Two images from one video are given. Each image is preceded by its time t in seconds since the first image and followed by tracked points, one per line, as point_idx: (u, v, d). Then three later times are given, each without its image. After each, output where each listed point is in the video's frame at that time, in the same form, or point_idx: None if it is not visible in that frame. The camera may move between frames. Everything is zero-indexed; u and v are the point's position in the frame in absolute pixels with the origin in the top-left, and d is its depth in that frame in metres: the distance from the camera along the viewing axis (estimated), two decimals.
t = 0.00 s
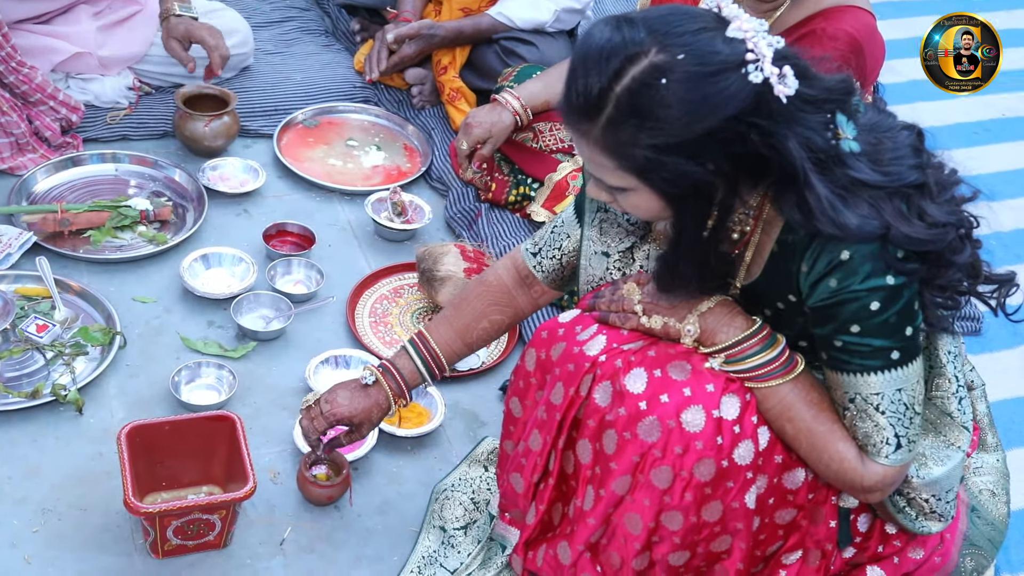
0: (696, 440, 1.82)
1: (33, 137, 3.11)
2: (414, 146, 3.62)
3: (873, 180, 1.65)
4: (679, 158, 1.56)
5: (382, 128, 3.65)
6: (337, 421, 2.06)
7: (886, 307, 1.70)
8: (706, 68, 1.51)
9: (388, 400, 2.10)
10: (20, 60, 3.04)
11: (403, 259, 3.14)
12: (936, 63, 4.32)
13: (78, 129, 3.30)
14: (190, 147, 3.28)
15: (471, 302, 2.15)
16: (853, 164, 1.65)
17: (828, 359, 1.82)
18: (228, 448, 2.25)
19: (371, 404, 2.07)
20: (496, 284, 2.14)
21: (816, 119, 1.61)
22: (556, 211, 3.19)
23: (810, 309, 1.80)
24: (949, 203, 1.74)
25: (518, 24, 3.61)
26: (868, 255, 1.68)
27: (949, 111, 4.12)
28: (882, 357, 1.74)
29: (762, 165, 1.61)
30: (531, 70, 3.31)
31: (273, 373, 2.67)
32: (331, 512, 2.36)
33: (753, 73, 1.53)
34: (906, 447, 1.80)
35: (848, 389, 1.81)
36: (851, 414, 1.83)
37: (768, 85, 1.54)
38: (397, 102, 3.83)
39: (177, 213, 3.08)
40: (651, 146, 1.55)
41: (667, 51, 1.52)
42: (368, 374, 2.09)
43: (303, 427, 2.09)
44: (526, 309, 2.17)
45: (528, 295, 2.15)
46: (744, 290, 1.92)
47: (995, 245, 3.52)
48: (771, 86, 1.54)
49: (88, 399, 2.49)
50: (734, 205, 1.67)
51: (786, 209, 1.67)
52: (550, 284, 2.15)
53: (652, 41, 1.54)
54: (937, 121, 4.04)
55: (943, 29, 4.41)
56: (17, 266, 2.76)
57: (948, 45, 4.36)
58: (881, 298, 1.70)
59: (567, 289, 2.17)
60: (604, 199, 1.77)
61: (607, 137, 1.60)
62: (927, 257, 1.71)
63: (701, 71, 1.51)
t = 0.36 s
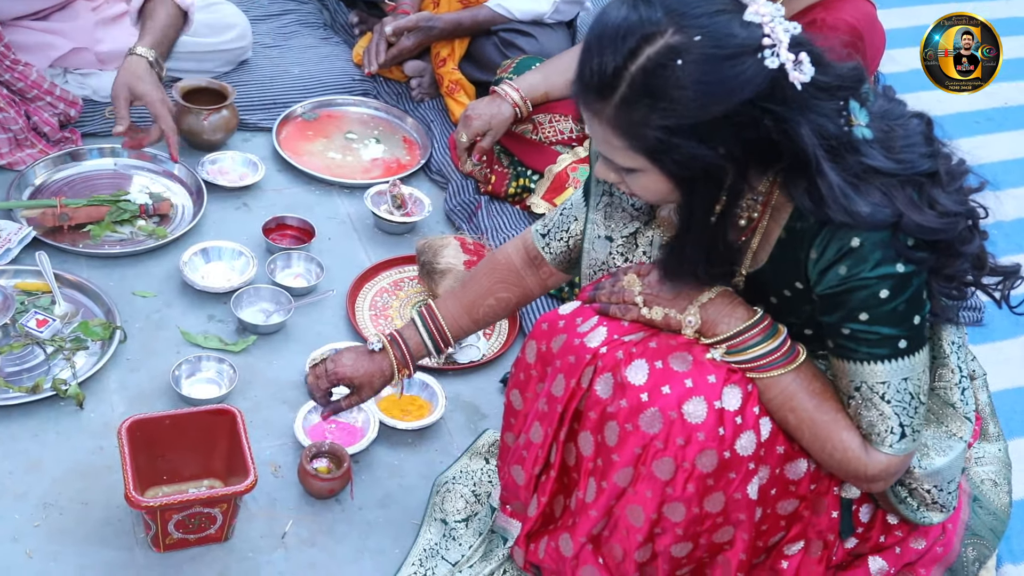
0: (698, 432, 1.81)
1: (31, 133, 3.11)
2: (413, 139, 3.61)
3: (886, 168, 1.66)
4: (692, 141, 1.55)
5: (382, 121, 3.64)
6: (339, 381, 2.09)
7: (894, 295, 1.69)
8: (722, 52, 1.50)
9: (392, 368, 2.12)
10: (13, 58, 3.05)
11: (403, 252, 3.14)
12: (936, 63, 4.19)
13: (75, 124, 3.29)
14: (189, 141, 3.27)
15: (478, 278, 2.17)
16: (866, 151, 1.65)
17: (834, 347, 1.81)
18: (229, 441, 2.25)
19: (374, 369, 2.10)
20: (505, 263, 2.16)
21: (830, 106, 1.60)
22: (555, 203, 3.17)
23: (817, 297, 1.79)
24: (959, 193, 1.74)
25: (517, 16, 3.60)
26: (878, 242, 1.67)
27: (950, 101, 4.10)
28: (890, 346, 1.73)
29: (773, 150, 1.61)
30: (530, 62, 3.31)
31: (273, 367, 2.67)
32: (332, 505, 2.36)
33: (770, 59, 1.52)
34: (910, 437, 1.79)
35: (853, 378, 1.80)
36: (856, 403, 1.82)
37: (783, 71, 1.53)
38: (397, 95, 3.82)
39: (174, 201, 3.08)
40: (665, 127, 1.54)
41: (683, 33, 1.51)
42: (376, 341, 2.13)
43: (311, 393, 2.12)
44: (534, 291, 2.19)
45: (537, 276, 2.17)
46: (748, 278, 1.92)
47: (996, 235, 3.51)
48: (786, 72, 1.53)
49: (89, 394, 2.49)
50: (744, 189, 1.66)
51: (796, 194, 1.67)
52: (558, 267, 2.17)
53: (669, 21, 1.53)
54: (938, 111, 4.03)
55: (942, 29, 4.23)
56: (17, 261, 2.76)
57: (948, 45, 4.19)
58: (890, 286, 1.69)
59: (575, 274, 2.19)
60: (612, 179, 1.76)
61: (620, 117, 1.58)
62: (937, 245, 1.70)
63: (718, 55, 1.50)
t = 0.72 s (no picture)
0: (699, 423, 1.80)
1: (27, 130, 3.09)
2: (412, 131, 3.60)
3: (910, 153, 1.67)
4: (717, 106, 1.54)
5: (381, 112, 3.62)
6: (360, 335, 2.23)
7: (910, 282, 1.68)
8: (757, 19, 1.49)
9: (410, 328, 2.24)
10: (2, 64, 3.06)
11: (402, 244, 3.13)
12: (936, 64, 4.14)
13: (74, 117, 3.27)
14: (187, 133, 3.25)
15: (499, 248, 2.21)
16: (892, 136, 1.67)
17: (845, 332, 1.79)
18: (227, 434, 2.24)
19: (394, 327, 2.22)
20: (524, 236, 2.19)
21: (858, 89, 1.60)
22: (555, 196, 3.17)
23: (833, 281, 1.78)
24: (978, 184, 1.73)
25: (517, 7, 3.57)
26: (898, 227, 1.66)
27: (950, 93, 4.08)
28: (901, 333, 1.71)
29: (798, 127, 1.59)
30: (530, 54, 3.29)
31: (272, 359, 2.66)
32: (331, 498, 2.35)
33: (804, 31, 1.50)
34: (915, 426, 1.77)
35: (862, 364, 1.77)
36: (863, 389, 1.79)
37: (815, 45, 1.52)
38: (396, 88, 3.80)
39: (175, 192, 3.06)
40: (692, 89, 1.53)
41: None
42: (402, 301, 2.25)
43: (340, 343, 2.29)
44: (551, 267, 2.22)
45: (554, 252, 2.20)
46: (760, 262, 1.90)
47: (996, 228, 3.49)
48: (818, 47, 1.52)
49: (87, 386, 2.48)
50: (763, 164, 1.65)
51: (817, 175, 1.66)
52: (576, 245, 2.19)
53: None
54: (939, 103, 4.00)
55: (943, 30, 4.23)
56: (15, 253, 2.75)
57: (948, 46, 4.16)
58: (907, 272, 1.68)
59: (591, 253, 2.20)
60: (632, 144, 1.76)
61: (647, 76, 1.58)
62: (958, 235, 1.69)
63: (754, 22, 1.49)
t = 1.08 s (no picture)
0: (688, 434, 1.80)
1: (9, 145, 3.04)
2: (400, 142, 3.59)
3: (925, 158, 1.66)
4: (740, 77, 1.54)
5: (369, 124, 3.61)
6: (378, 346, 2.29)
7: (917, 287, 1.67)
8: None
9: (427, 340, 2.25)
10: None
11: (389, 256, 3.12)
12: (936, 63, 4.05)
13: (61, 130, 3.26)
14: (173, 146, 3.24)
15: (514, 258, 2.20)
16: (910, 138, 1.66)
17: (847, 335, 1.77)
18: (213, 450, 2.22)
19: (412, 337, 2.26)
20: (538, 246, 2.19)
21: (879, 86, 1.61)
22: (543, 208, 3.13)
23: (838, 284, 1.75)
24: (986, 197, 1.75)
25: (504, 19, 3.58)
26: (908, 231, 1.66)
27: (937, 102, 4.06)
28: (905, 338, 1.70)
29: (816, 116, 1.61)
30: (517, 66, 3.29)
31: (259, 374, 2.65)
32: (318, 514, 2.34)
33: (835, 16, 1.51)
34: (909, 433, 1.77)
35: (862, 368, 1.76)
36: (860, 394, 1.78)
37: (843, 33, 1.53)
38: (383, 99, 3.79)
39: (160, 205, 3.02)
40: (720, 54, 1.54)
41: None
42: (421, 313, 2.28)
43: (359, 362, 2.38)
44: (566, 275, 2.20)
45: (568, 260, 2.18)
46: (764, 263, 1.88)
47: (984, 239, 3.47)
48: (845, 35, 1.53)
49: (72, 402, 2.46)
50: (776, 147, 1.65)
51: (831, 172, 1.67)
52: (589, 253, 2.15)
53: None
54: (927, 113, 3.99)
55: (943, 29, 4.13)
56: None
57: (948, 44, 4.09)
58: (914, 277, 1.67)
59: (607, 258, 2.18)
60: (649, 117, 1.77)
61: (675, 37, 1.58)
62: (967, 243, 1.70)
63: None
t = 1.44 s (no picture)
0: (673, 462, 1.80)
1: None
2: (385, 172, 3.61)
3: (895, 183, 1.68)
4: (700, 100, 1.56)
5: (353, 154, 3.63)
6: (360, 385, 2.25)
7: (894, 313, 1.69)
8: (758, 22, 1.52)
9: (410, 375, 2.23)
10: None
11: (374, 285, 3.12)
12: (937, 62, 4.44)
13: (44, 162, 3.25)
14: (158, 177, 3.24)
15: (499, 291, 2.21)
16: (879, 164, 1.68)
17: (827, 362, 1.79)
18: (197, 482, 2.21)
19: (394, 374, 2.23)
20: (522, 277, 2.20)
21: (846, 112, 1.61)
22: (528, 236, 3.16)
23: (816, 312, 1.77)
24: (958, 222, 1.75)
25: (488, 49, 3.64)
26: (883, 258, 1.68)
27: (917, 128, 4.11)
28: (883, 364, 1.72)
29: (782, 141, 1.61)
30: (501, 96, 3.32)
31: (243, 405, 2.64)
32: (304, 546, 2.32)
33: (797, 43, 1.52)
34: (892, 458, 1.78)
35: (843, 395, 1.78)
36: (841, 421, 1.80)
37: (806, 60, 1.54)
38: (368, 128, 3.82)
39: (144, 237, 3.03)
40: (679, 77, 1.56)
41: None
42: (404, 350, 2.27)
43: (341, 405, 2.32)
44: (551, 307, 2.21)
45: (553, 292, 2.19)
46: (745, 292, 1.90)
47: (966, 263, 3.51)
48: (808, 61, 1.53)
49: (54, 435, 2.44)
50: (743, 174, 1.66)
51: (807, 200, 1.68)
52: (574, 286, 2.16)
53: None
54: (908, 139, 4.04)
55: (943, 29, 4.53)
56: None
57: (948, 45, 4.48)
58: (890, 304, 1.69)
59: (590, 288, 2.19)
60: (620, 139, 1.79)
61: (639, 59, 1.62)
62: (937, 267, 1.71)
63: (752, 25, 1.52)
